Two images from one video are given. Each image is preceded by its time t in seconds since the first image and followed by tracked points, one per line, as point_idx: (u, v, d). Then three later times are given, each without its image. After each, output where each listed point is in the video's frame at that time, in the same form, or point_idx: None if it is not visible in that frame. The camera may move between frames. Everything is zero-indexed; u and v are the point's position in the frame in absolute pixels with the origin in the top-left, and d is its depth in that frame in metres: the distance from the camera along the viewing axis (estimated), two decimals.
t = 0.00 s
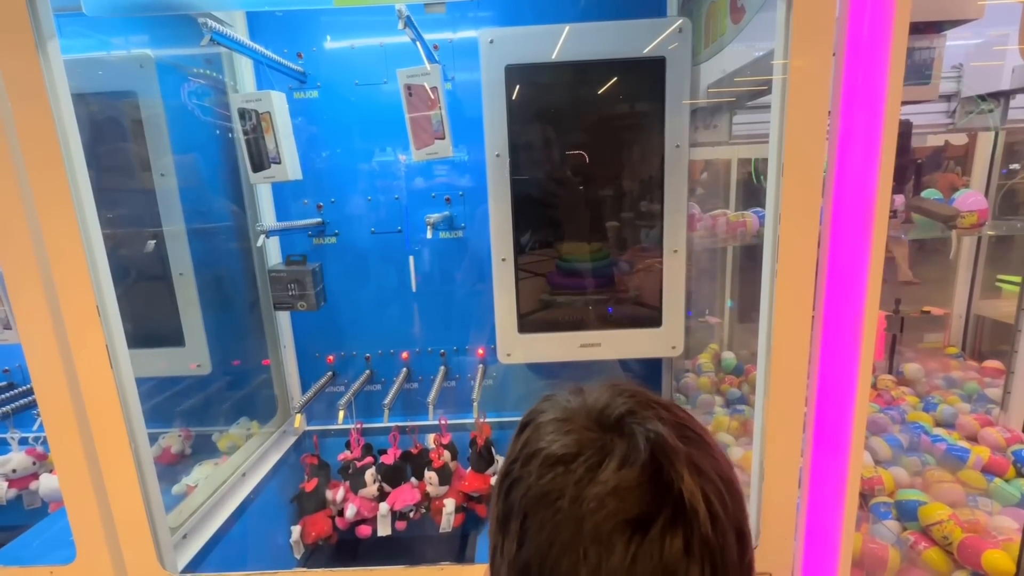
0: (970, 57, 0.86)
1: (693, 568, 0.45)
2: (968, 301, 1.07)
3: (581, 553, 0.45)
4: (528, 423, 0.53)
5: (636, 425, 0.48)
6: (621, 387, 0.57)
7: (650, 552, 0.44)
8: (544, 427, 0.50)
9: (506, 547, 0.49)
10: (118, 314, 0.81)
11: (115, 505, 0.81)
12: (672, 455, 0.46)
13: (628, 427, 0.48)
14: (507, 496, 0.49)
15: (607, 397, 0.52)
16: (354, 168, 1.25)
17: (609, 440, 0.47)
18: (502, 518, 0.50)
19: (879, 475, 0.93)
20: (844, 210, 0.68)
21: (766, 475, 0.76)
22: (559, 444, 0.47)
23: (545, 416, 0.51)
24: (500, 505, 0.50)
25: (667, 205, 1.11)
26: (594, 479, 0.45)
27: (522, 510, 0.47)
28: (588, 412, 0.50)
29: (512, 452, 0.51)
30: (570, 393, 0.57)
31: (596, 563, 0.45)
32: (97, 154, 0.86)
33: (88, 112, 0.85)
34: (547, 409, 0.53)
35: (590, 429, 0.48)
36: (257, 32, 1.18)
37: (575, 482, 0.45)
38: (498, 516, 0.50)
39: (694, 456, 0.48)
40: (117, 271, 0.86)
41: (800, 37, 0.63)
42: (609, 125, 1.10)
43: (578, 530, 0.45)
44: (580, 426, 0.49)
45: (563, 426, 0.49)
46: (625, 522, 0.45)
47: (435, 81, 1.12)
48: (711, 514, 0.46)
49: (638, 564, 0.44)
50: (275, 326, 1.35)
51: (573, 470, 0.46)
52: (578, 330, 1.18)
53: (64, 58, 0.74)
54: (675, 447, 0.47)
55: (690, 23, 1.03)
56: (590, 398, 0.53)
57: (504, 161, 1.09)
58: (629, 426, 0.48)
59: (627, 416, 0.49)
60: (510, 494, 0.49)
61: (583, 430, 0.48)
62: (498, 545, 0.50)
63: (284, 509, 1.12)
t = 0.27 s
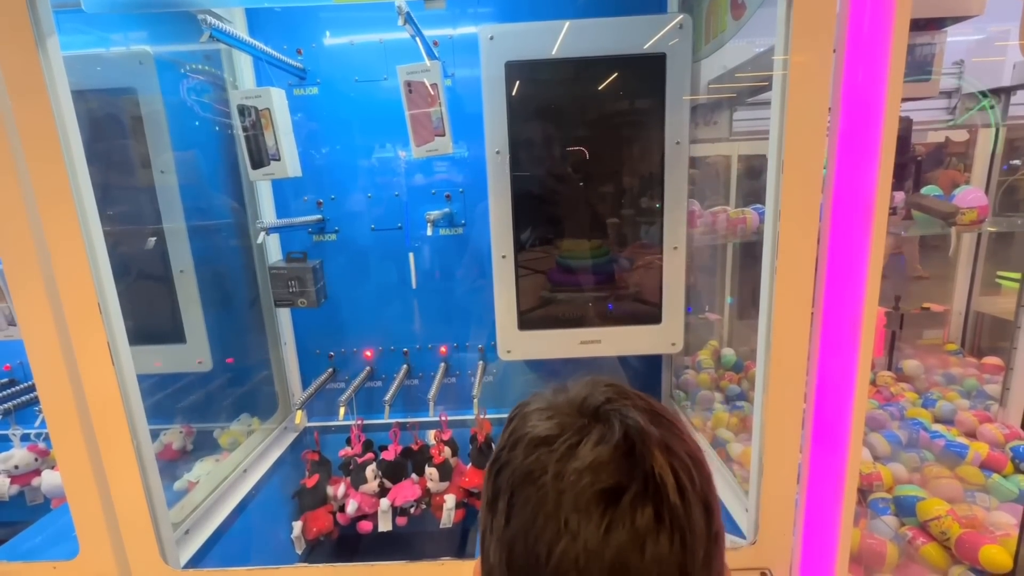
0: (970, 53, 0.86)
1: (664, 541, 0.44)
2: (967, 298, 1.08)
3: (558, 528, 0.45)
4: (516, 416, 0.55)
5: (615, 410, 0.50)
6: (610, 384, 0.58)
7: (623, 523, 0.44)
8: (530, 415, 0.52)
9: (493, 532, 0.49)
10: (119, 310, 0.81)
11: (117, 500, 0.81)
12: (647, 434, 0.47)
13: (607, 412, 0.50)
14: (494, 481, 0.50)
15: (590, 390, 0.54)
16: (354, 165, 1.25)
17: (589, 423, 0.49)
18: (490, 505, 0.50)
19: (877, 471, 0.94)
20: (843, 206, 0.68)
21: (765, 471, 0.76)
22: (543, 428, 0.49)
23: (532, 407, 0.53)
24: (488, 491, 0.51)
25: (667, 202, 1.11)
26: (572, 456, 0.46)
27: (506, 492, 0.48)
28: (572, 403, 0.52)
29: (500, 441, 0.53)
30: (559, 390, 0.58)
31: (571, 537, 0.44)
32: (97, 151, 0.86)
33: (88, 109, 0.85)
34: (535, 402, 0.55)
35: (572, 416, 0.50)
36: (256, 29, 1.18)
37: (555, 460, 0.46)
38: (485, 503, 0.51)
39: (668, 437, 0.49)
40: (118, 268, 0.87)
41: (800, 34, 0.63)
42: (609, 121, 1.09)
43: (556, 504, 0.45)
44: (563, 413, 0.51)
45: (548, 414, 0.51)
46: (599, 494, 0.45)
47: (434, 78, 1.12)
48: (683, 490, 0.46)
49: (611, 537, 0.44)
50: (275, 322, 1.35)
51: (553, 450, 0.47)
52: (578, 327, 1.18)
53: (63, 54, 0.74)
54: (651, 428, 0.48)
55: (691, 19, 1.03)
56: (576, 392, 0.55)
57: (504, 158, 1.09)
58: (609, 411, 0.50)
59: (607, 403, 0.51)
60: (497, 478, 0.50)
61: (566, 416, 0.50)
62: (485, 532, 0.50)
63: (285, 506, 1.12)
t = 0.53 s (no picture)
0: (966, 49, 0.86)
1: (642, 524, 0.44)
2: (963, 291, 1.07)
3: (539, 512, 0.45)
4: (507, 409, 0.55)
5: (599, 401, 0.50)
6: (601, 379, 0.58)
7: (603, 507, 0.44)
8: (519, 407, 0.52)
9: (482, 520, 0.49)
10: (115, 308, 0.81)
11: (114, 497, 0.81)
12: (628, 421, 0.47)
13: (591, 402, 0.50)
14: (483, 471, 0.51)
15: (579, 383, 0.55)
16: (350, 161, 1.25)
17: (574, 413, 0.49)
18: (479, 494, 0.51)
19: (873, 465, 0.93)
20: (840, 201, 0.68)
21: (761, 467, 0.77)
22: (528, 418, 0.50)
23: (521, 399, 0.54)
24: (478, 481, 0.51)
25: (665, 198, 1.11)
26: (555, 443, 0.46)
27: (493, 480, 0.48)
28: (558, 395, 0.53)
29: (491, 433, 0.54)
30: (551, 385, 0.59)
31: (552, 522, 0.44)
32: (91, 148, 0.86)
33: (82, 105, 0.85)
34: (525, 395, 0.55)
35: (559, 407, 0.51)
36: (251, 25, 1.17)
37: (538, 446, 0.47)
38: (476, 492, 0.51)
39: (650, 425, 0.49)
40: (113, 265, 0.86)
41: (797, 29, 0.64)
42: (606, 117, 1.09)
43: (538, 489, 0.45)
44: (550, 404, 0.51)
45: (536, 405, 0.51)
46: (578, 479, 0.45)
47: (431, 73, 1.10)
48: (662, 475, 0.46)
49: (590, 520, 0.43)
50: (273, 318, 1.35)
51: (537, 437, 0.47)
52: (576, 323, 1.18)
53: (56, 50, 0.74)
54: (633, 417, 0.48)
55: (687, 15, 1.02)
56: (565, 385, 0.55)
57: (501, 154, 1.09)
58: (593, 400, 0.50)
59: (592, 394, 0.51)
60: (485, 467, 0.50)
61: (552, 407, 0.51)
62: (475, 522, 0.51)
63: (283, 502, 1.11)
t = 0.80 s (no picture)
0: (963, 44, 0.87)
1: (635, 520, 0.44)
2: (957, 287, 1.11)
3: (534, 508, 0.45)
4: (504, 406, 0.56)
5: (595, 398, 0.50)
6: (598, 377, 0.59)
7: (597, 503, 0.44)
8: (515, 404, 0.53)
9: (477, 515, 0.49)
10: (111, 305, 0.80)
11: (112, 496, 0.81)
12: (623, 418, 0.48)
13: (587, 399, 0.50)
14: (479, 466, 0.51)
15: (575, 380, 0.55)
16: (346, 157, 1.24)
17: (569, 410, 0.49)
18: (475, 490, 0.51)
19: (868, 459, 0.94)
20: (838, 198, 0.68)
21: (757, 461, 0.77)
22: (524, 414, 0.50)
23: (518, 396, 0.54)
24: (475, 477, 0.51)
25: (662, 194, 1.11)
26: (550, 440, 0.47)
27: (489, 476, 0.49)
28: (554, 392, 0.53)
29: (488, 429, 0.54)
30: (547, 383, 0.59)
31: (547, 517, 0.44)
32: (85, 144, 0.85)
33: (74, 101, 0.84)
34: (522, 392, 0.55)
35: (554, 404, 0.51)
36: (247, 20, 1.18)
37: (533, 443, 0.47)
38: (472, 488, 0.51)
39: (646, 422, 0.49)
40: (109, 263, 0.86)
41: (795, 25, 0.64)
42: (604, 113, 1.09)
43: (532, 485, 0.45)
44: (547, 401, 0.51)
45: (532, 402, 0.52)
46: (573, 475, 0.45)
47: (427, 69, 1.09)
48: (656, 471, 0.46)
49: (585, 516, 0.44)
50: (269, 315, 1.35)
51: (532, 434, 0.48)
52: (573, 320, 1.19)
53: (48, 45, 0.73)
54: (628, 414, 0.49)
55: (685, 10, 1.02)
56: (561, 382, 0.55)
57: (498, 151, 1.09)
58: (589, 397, 0.50)
59: (588, 391, 0.52)
60: (482, 464, 0.50)
61: (548, 403, 0.51)
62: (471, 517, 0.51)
63: (283, 498, 1.11)
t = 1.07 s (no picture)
0: (969, 32, 0.86)
1: (652, 508, 0.44)
2: (958, 276, 1.12)
3: (548, 498, 0.45)
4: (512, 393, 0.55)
5: (605, 385, 0.50)
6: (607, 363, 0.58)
7: (612, 491, 0.44)
8: (524, 391, 0.52)
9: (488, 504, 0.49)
10: (110, 295, 0.79)
11: (113, 485, 0.81)
12: (635, 405, 0.47)
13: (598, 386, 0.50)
14: (489, 455, 0.51)
15: (584, 367, 0.55)
16: (345, 147, 1.23)
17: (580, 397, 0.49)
18: (486, 479, 0.51)
19: (868, 448, 0.95)
20: (848, 184, 0.68)
21: (763, 450, 0.77)
22: (534, 402, 0.50)
23: (527, 383, 0.54)
24: (485, 465, 0.51)
25: (667, 182, 1.10)
26: (562, 428, 0.46)
27: (500, 465, 0.48)
28: (564, 378, 0.53)
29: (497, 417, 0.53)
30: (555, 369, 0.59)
31: (562, 506, 0.44)
32: (80, 132, 0.84)
33: (69, 87, 0.82)
34: (530, 379, 0.55)
35: (564, 391, 0.50)
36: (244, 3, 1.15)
37: (545, 431, 0.47)
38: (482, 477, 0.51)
39: (658, 408, 0.49)
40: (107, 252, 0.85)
41: (806, 8, 0.63)
42: (609, 100, 1.08)
43: (546, 474, 0.45)
44: (556, 388, 0.51)
45: (541, 389, 0.51)
46: (587, 464, 0.45)
47: (427, 54, 1.10)
48: (671, 458, 0.46)
49: (600, 504, 0.43)
50: (269, 306, 1.34)
51: (543, 423, 0.47)
52: (575, 309, 1.19)
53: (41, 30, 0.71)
54: (640, 400, 0.48)
55: None
56: (570, 369, 0.55)
57: (500, 138, 1.08)
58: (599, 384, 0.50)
59: (598, 378, 0.51)
60: (492, 452, 0.50)
61: (558, 391, 0.51)
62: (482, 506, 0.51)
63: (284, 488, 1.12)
